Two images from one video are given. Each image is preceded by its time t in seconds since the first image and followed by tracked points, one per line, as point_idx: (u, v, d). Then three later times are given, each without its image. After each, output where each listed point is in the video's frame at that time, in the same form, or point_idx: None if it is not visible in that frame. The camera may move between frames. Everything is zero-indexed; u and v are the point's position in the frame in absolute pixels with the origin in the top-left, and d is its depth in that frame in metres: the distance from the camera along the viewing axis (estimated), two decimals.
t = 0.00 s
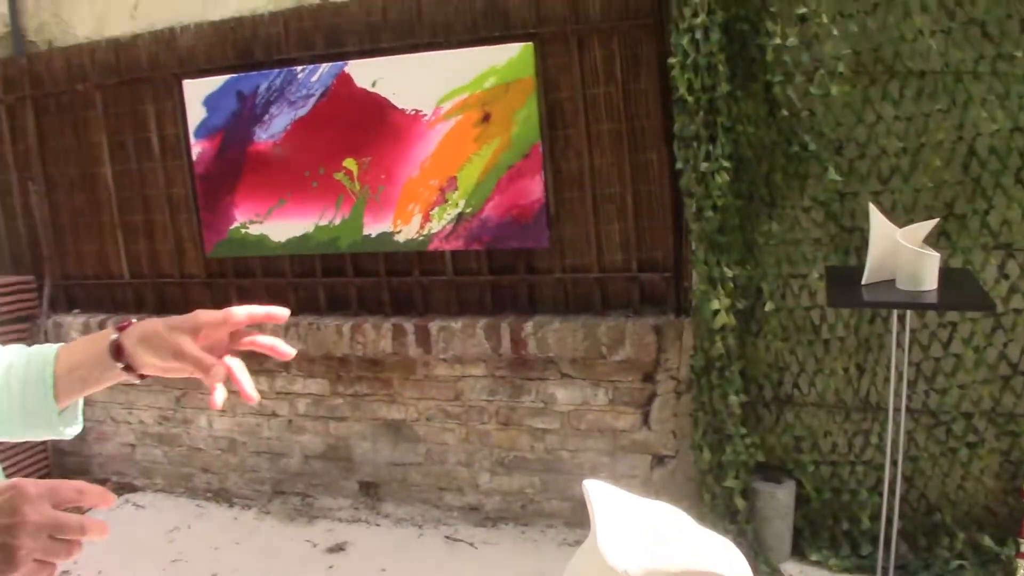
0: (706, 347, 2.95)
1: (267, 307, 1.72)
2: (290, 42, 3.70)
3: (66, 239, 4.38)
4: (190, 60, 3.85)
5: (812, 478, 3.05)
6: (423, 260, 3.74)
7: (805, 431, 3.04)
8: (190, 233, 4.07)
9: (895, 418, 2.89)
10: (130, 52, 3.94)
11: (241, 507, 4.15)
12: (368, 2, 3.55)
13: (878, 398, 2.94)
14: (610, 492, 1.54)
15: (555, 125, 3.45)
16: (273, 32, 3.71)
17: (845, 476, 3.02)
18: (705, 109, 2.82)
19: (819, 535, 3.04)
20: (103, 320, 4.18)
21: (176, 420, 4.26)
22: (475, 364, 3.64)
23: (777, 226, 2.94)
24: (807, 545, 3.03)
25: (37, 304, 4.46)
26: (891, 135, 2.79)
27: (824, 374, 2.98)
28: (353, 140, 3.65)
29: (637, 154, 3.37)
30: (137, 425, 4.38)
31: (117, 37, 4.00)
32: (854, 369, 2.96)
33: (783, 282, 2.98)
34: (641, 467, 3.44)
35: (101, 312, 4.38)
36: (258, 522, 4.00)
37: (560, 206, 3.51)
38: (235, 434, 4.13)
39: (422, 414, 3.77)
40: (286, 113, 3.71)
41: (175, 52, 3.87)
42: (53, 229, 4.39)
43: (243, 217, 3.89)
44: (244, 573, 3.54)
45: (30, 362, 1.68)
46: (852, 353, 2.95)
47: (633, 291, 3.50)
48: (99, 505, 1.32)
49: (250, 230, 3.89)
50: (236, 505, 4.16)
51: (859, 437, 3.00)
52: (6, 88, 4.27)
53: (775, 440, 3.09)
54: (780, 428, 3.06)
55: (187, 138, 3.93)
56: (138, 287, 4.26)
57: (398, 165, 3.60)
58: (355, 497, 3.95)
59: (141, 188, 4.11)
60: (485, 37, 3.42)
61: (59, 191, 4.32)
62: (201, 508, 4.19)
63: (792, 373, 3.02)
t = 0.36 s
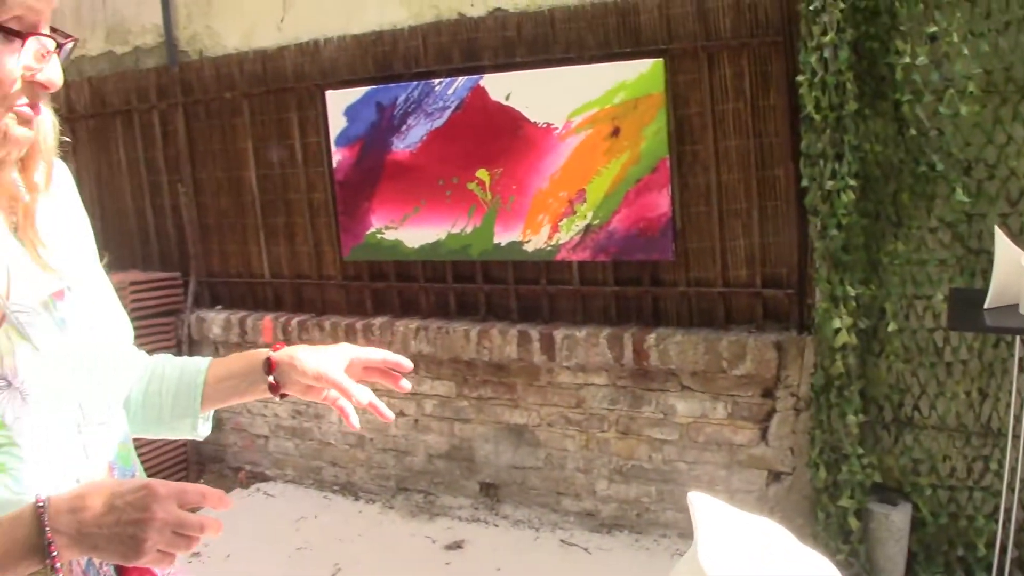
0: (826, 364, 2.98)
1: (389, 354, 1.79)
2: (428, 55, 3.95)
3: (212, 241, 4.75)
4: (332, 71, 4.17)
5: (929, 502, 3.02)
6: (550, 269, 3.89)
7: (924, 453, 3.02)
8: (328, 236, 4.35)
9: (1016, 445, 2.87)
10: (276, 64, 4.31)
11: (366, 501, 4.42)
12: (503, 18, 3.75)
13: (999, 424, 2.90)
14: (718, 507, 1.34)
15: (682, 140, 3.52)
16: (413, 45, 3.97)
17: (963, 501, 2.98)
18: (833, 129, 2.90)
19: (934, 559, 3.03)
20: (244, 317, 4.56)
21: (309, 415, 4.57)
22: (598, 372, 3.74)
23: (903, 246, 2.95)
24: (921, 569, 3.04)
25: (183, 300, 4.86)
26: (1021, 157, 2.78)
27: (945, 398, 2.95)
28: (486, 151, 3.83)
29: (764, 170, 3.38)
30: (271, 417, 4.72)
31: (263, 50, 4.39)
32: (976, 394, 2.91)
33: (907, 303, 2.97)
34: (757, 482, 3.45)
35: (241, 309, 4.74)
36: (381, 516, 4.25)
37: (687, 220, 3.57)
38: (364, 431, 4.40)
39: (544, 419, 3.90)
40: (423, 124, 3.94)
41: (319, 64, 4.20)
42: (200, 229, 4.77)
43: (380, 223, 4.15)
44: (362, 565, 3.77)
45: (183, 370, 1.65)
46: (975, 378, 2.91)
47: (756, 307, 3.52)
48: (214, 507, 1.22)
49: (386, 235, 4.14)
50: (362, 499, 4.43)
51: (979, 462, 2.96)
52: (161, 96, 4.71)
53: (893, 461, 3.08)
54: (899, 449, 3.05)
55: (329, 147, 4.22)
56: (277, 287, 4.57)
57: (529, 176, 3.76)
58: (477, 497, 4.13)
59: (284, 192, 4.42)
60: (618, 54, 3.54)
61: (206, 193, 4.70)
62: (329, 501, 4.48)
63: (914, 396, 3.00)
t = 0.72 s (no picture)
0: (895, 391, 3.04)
1: (480, 390, 1.83)
2: (508, 79, 4.07)
3: (297, 257, 4.97)
4: (415, 93, 4.32)
5: (999, 531, 3.00)
6: (624, 290, 3.94)
7: (995, 482, 3.00)
8: (408, 254, 4.51)
9: None
10: (361, 86, 4.49)
11: (438, 514, 4.55)
12: (582, 42, 3.84)
13: None
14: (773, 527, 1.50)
15: (756, 164, 3.55)
16: (492, 69, 4.09)
17: None
18: (905, 154, 2.96)
19: None
20: (325, 332, 4.77)
21: (386, 428, 4.73)
22: (669, 394, 3.79)
23: (975, 272, 2.95)
24: None
25: (267, 314, 5.10)
26: None
27: (1016, 427, 2.94)
28: (563, 174, 3.94)
29: (838, 194, 3.39)
30: (349, 429, 4.90)
31: (348, 73, 4.58)
32: None
33: (979, 329, 2.98)
34: (825, 508, 3.46)
35: (323, 324, 4.94)
36: (452, 529, 4.37)
37: (759, 244, 3.58)
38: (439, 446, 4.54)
39: (614, 439, 3.97)
40: (502, 146, 4.08)
41: (401, 86, 4.36)
42: (285, 245, 5.00)
43: (458, 242, 4.29)
44: None
45: (286, 393, 1.73)
46: None
47: (828, 331, 3.51)
48: (286, 508, 1.29)
49: (464, 254, 4.29)
50: (435, 512, 4.56)
51: None
52: (250, 116, 4.96)
53: (962, 489, 3.08)
54: (968, 477, 3.05)
55: (410, 167, 4.40)
56: (358, 303, 4.76)
57: (605, 199, 3.85)
58: (547, 513, 4.21)
59: (366, 211, 4.61)
60: (694, 78, 3.60)
61: (292, 211, 4.92)
62: (403, 512, 4.63)
63: (984, 424, 3.00)
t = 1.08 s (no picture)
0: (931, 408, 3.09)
1: (525, 402, 1.86)
2: (548, 95, 4.12)
3: (339, 271, 5.08)
4: (457, 110, 4.41)
5: None
6: (662, 306, 3.97)
7: None
8: (449, 268, 4.59)
9: None
10: (404, 103, 4.59)
11: (475, 527, 4.61)
12: (622, 60, 3.88)
13: None
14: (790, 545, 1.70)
15: (794, 181, 3.56)
16: (533, 86, 4.16)
17: None
18: (943, 170, 2.99)
19: None
20: (366, 344, 4.87)
21: (424, 440, 4.80)
22: (705, 411, 3.80)
23: (1013, 290, 2.95)
24: None
25: (309, 325, 5.22)
26: None
27: None
28: (602, 190, 3.99)
29: (876, 211, 3.40)
30: (388, 441, 4.98)
31: (392, 89, 4.69)
32: None
33: (1016, 347, 2.98)
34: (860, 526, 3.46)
35: (364, 337, 5.03)
36: (488, 542, 4.41)
37: (797, 260, 3.59)
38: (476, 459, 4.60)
39: (650, 454, 3.99)
40: (542, 162, 4.14)
41: (444, 103, 4.45)
42: (328, 258, 5.11)
43: (498, 257, 4.36)
44: None
45: (336, 408, 1.78)
46: None
47: (864, 348, 3.50)
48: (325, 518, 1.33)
49: (504, 268, 4.35)
50: (471, 524, 4.61)
51: None
52: (297, 132, 5.09)
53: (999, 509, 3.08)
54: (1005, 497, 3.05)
55: (451, 183, 4.48)
56: (399, 317, 4.85)
57: (644, 215, 3.90)
58: (582, 528, 4.24)
59: (408, 225, 4.71)
60: (733, 95, 3.62)
61: (336, 225, 5.04)
62: (441, 524, 4.69)
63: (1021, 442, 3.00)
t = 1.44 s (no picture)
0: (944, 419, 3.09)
1: (525, 407, 1.88)
2: (564, 106, 4.16)
3: (357, 280, 5.13)
4: (474, 120, 4.46)
5: None
6: (676, 315, 3.98)
7: None
8: (465, 277, 4.63)
9: None
10: (422, 113, 4.64)
11: (489, 536, 4.63)
12: (637, 70, 3.91)
13: None
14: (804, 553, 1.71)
15: (809, 192, 3.58)
16: (550, 96, 4.20)
17: None
18: (956, 180, 3.01)
19: None
20: (382, 353, 4.91)
21: (439, 449, 4.83)
22: (719, 420, 3.82)
23: None
24: None
25: (327, 333, 5.27)
26: None
27: None
28: (617, 200, 4.03)
29: (890, 222, 3.41)
30: (404, 450, 5.02)
31: (410, 100, 4.75)
32: None
33: None
34: (874, 536, 3.46)
35: (380, 345, 5.08)
36: (502, 550, 4.44)
37: (811, 271, 3.60)
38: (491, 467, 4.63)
39: (665, 464, 4.01)
40: (558, 172, 4.18)
41: (461, 113, 4.50)
42: (346, 267, 5.17)
43: (514, 267, 4.40)
44: None
45: (337, 420, 1.81)
46: None
47: (878, 358, 3.50)
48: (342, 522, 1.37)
49: (519, 278, 4.39)
50: (486, 533, 4.64)
51: None
52: (315, 142, 5.16)
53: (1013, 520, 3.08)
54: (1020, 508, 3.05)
55: (467, 193, 4.53)
56: (416, 326, 4.89)
57: (658, 225, 3.92)
58: (597, 537, 4.26)
59: (425, 235, 4.76)
60: (747, 106, 3.65)
61: (354, 235, 5.09)
62: (456, 532, 4.72)
63: None
